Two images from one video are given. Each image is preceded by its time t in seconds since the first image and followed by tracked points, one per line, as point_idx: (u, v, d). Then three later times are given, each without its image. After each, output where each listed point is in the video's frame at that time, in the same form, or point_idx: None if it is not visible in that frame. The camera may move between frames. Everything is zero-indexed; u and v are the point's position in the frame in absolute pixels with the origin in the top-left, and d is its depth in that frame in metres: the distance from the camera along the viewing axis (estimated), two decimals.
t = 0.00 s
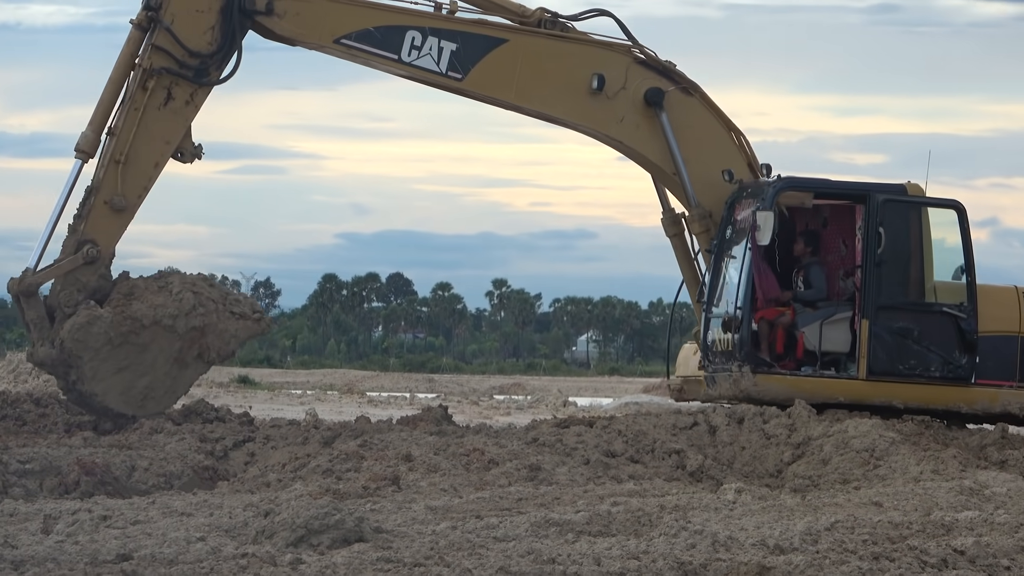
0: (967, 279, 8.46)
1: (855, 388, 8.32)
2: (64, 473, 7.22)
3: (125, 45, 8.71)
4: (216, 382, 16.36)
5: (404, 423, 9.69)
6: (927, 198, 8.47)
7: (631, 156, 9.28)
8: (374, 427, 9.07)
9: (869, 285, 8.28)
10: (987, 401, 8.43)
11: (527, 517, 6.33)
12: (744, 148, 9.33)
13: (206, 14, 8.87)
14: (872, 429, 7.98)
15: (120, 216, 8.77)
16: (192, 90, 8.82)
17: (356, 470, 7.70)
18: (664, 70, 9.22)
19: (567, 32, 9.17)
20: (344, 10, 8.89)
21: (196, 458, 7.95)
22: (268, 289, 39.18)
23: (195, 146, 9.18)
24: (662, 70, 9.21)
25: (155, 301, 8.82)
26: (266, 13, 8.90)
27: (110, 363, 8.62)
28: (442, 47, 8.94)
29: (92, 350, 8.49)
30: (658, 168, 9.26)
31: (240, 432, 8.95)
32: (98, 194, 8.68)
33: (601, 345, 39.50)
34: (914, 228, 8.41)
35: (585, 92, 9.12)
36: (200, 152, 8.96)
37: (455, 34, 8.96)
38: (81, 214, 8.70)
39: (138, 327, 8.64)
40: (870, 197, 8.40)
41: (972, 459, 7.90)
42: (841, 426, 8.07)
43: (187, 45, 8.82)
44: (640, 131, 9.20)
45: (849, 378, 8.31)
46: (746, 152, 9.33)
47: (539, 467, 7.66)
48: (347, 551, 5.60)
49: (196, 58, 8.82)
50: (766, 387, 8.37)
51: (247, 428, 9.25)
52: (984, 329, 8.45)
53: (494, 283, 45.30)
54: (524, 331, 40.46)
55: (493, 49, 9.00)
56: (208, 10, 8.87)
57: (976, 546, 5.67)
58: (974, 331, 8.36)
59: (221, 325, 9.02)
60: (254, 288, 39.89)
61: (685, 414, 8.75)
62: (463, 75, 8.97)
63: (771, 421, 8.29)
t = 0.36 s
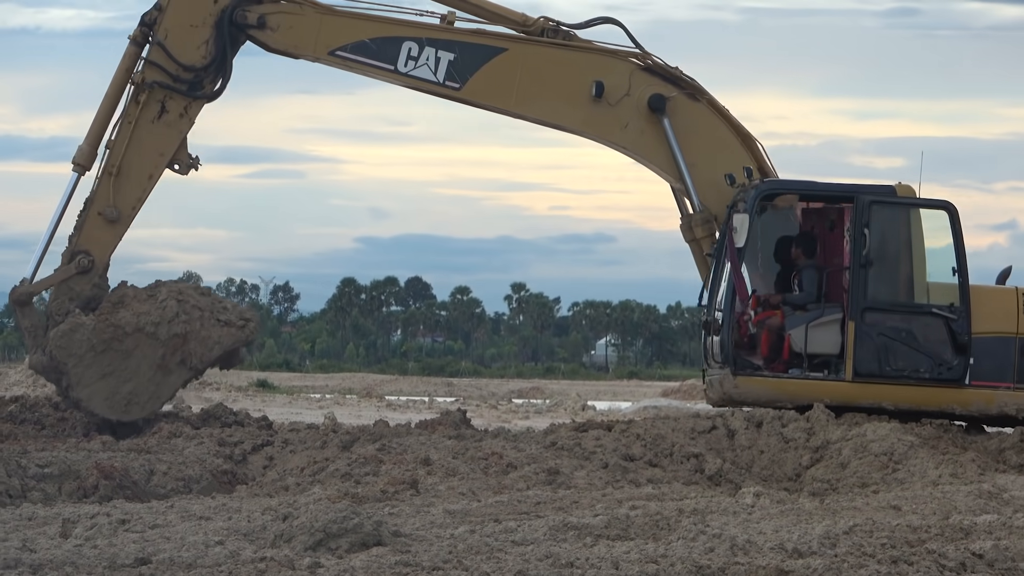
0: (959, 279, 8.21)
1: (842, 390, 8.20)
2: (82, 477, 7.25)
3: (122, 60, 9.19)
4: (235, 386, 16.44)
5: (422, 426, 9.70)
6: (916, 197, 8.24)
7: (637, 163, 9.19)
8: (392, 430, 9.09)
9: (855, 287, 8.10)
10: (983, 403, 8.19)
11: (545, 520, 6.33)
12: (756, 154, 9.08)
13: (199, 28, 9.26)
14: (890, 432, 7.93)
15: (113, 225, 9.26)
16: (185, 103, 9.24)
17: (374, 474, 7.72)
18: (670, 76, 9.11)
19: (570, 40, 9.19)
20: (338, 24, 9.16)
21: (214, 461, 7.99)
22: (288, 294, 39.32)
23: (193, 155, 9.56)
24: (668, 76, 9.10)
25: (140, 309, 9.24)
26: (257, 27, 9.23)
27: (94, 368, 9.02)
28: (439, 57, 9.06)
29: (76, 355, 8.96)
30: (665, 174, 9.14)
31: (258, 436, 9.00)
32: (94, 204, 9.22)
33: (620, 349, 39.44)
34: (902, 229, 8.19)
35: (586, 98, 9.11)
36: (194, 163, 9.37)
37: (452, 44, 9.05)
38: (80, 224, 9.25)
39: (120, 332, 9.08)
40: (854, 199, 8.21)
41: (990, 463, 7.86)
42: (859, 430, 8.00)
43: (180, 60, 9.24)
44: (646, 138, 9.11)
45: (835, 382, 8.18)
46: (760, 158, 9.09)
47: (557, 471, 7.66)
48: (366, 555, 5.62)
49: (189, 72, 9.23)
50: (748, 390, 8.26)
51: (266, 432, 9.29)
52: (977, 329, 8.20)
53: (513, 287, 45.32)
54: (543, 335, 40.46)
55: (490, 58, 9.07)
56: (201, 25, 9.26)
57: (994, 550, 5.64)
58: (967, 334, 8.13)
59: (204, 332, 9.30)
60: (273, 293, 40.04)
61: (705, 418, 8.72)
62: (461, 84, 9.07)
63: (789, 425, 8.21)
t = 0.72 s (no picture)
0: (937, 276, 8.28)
1: (819, 386, 8.33)
2: (98, 475, 7.29)
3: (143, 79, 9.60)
4: (252, 385, 16.51)
5: (437, 425, 9.72)
6: (895, 195, 8.32)
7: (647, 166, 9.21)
8: (408, 429, 9.11)
9: (833, 283, 8.24)
10: (962, 399, 8.25)
11: (560, 519, 6.33)
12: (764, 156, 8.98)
13: (216, 46, 9.63)
14: (906, 431, 7.91)
15: (135, 239, 9.62)
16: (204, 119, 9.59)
17: (389, 472, 7.74)
18: (678, 81, 9.10)
19: (580, 48, 9.28)
20: (349, 39, 9.41)
21: (230, 460, 8.03)
22: (304, 293, 39.40)
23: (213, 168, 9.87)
24: (675, 80, 9.09)
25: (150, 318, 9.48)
26: (270, 44, 9.54)
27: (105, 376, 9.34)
28: (448, 68, 9.24)
29: (89, 364, 9.34)
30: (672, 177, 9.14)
31: (274, 435, 9.04)
32: (117, 219, 9.60)
33: (636, 348, 39.39)
34: (879, 227, 8.29)
35: (593, 105, 9.17)
36: (214, 177, 9.70)
37: (460, 54, 9.23)
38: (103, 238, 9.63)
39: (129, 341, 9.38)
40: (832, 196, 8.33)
41: (1007, 462, 7.83)
42: (875, 429, 8.01)
43: (198, 77, 9.60)
44: (653, 142, 9.11)
45: (811, 378, 8.32)
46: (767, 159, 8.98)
47: (572, 469, 7.66)
48: (380, 553, 5.64)
49: (206, 89, 9.57)
50: (725, 386, 8.40)
51: (282, 430, 9.33)
52: (959, 326, 8.27)
53: (530, 286, 45.33)
54: (559, 334, 40.46)
55: (498, 67, 9.22)
56: (218, 43, 9.63)
57: (1010, 549, 5.62)
58: (945, 330, 8.22)
59: (210, 339, 9.40)
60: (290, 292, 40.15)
61: (720, 416, 8.68)
62: (469, 94, 9.22)
63: (805, 424, 8.22)
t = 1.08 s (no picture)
0: (897, 269, 8.22)
1: (781, 379, 8.35)
2: (99, 469, 7.29)
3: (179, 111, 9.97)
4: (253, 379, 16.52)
5: (438, 419, 9.73)
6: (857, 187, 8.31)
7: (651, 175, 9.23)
8: (409, 423, 9.11)
9: (794, 276, 8.28)
10: (920, 391, 8.18)
11: (561, 513, 6.33)
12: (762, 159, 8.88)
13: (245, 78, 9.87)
14: (907, 427, 7.91)
15: (167, 264, 9.99)
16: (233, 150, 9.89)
17: (390, 466, 7.74)
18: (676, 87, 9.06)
19: (584, 61, 9.32)
20: (366, 66, 9.67)
21: (231, 454, 8.04)
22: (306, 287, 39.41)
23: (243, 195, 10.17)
24: (674, 87, 9.05)
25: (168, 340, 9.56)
26: (294, 75, 9.79)
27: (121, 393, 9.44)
28: (459, 88, 9.44)
29: (109, 382, 9.48)
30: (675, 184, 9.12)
31: (275, 429, 9.05)
32: (150, 243, 10.00)
33: (639, 343, 39.41)
34: (841, 219, 8.30)
35: (595, 115, 9.22)
36: (243, 205, 10.01)
37: (469, 74, 9.42)
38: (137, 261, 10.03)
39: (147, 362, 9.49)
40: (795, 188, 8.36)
41: (1008, 457, 7.81)
42: (876, 424, 8.01)
43: (229, 109, 9.91)
44: (654, 150, 9.11)
45: (774, 371, 8.35)
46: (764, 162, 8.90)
47: (573, 464, 7.65)
48: (381, 547, 5.64)
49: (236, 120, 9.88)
50: (694, 379, 8.51)
51: (283, 425, 9.34)
52: (917, 318, 8.19)
53: (532, 280, 45.34)
54: (561, 328, 40.49)
55: (507, 85, 9.36)
56: (248, 76, 9.87)
57: (1010, 544, 5.61)
58: (900, 321, 8.16)
59: (217, 361, 9.41)
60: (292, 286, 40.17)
61: (720, 412, 8.68)
62: (480, 113, 9.41)
63: (805, 419, 8.23)
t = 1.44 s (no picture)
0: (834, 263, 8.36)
1: (724, 373, 8.54)
2: (77, 464, 7.23)
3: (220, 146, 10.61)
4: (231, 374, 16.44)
5: (417, 415, 9.71)
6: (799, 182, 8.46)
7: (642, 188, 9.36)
8: (388, 418, 9.09)
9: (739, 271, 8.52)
10: (853, 384, 8.30)
11: (539, 509, 6.32)
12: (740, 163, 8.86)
13: (278, 118, 10.47)
14: (885, 423, 7.96)
15: (195, 290, 10.69)
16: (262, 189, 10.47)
17: (368, 462, 7.72)
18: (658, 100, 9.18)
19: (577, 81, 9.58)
20: (382, 103, 10.12)
21: (210, 449, 8.00)
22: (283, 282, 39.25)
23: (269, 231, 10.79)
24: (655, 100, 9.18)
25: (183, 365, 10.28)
26: (320, 119, 10.30)
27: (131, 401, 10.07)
28: (466, 118, 9.79)
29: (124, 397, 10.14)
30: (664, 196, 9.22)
31: (253, 425, 9.02)
32: (183, 268, 10.75)
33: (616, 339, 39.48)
34: (783, 214, 8.47)
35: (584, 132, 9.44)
36: (267, 241, 10.64)
37: (474, 103, 9.76)
38: (172, 282, 10.79)
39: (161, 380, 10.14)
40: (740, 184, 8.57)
41: (985, 454, 7.85)
42: (854, 420, 8.05)
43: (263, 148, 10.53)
44: (640, 162, 9.25)
45: (716, 365, 8.55)
46: (744, 167, 8.89)
47: (552, 459, 7.65)
48: (359, 543, 5.61)
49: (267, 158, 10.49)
50: (648, 376, 8.74)
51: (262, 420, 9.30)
52: (849, 311, 8.32)
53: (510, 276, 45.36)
54: (539, 324, 40.54)
55: (507, 111, 9.67)
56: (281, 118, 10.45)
57: (988, 541, 5.65)
58: (834, 315, 8.32)
59: (214, 394, 9.82)
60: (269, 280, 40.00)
61: (699, 408, 8.72)
62: (485, 140, 9.74)
63: (784, 416, 8.28)
